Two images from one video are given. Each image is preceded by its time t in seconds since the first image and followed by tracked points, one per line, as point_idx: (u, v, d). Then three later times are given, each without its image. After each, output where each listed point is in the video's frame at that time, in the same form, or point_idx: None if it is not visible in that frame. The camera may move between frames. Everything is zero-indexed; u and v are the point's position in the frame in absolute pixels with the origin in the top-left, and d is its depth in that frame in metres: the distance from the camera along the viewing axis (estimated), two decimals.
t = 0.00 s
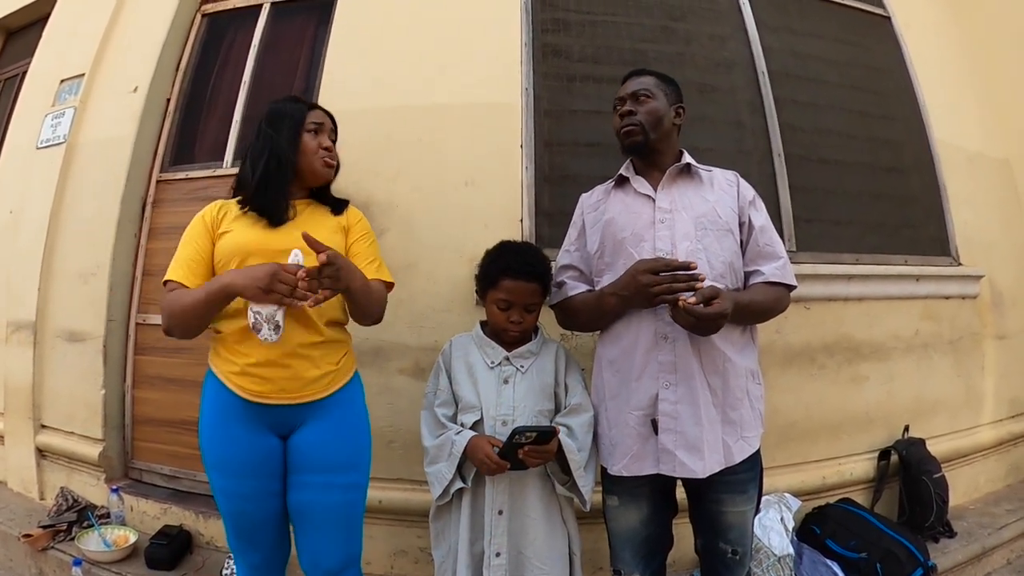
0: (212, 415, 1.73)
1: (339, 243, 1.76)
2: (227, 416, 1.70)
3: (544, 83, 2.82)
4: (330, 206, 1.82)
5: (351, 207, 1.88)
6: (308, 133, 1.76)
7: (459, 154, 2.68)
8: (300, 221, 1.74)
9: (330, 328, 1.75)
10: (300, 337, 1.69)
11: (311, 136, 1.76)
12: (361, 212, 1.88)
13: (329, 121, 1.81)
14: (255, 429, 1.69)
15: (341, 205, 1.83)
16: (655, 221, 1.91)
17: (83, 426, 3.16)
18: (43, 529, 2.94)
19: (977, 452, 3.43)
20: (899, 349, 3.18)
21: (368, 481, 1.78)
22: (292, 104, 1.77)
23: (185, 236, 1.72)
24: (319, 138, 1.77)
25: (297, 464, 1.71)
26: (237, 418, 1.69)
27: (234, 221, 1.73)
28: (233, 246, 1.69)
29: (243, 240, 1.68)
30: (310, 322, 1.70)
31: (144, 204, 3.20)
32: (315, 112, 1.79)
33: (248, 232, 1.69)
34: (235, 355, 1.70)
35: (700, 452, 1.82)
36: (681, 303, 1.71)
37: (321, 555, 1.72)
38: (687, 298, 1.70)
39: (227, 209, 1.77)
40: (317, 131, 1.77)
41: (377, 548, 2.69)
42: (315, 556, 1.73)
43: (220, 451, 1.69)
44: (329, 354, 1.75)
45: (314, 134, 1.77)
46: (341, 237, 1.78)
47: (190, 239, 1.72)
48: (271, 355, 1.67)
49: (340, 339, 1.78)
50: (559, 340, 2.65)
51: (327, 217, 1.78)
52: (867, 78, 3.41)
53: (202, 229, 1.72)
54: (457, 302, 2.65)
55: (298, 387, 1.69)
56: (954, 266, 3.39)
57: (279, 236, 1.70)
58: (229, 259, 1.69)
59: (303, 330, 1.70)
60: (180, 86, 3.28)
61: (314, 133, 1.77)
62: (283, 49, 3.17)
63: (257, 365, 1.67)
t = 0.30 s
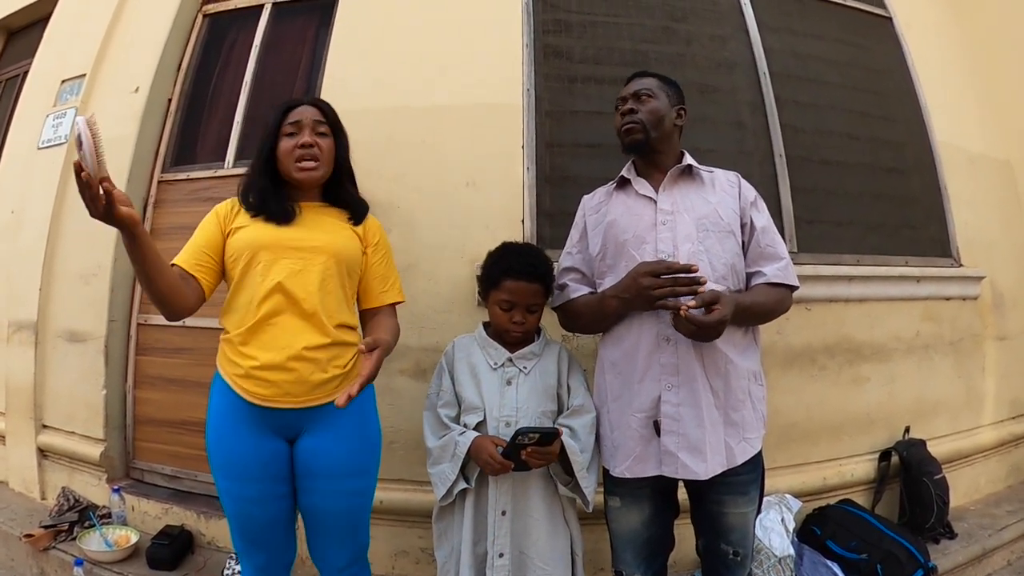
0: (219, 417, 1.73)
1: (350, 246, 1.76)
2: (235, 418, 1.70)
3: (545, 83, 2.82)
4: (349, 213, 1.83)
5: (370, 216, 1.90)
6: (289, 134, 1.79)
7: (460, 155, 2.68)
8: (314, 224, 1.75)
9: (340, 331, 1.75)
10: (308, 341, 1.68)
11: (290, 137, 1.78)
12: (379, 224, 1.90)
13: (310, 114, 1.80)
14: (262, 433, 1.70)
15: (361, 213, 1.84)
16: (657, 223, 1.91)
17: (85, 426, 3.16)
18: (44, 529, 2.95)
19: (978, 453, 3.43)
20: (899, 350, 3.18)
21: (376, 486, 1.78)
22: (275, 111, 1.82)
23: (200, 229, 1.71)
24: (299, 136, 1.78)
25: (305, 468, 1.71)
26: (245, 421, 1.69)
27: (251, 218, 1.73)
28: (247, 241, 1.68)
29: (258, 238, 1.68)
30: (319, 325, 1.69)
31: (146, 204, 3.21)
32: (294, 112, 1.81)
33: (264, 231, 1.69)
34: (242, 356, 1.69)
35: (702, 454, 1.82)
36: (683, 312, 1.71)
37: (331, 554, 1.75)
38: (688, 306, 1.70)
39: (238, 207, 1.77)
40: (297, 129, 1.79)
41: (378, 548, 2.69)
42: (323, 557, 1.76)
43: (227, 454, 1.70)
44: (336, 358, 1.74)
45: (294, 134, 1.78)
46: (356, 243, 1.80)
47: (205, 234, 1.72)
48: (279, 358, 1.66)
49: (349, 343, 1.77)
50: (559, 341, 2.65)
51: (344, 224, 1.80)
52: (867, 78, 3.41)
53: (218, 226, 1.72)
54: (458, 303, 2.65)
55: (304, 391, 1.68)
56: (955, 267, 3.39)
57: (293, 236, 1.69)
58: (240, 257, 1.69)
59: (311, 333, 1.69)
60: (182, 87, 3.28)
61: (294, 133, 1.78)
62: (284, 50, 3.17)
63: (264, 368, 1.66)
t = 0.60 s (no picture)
0: (223, 417, 1.74)
1: (352, 244, 1.75)
2: (240, 417, 1.70)
3: (545, 82, 2.82)
4: (348, 206, 1.82)
5: (368, 207, 1.87)
6: (294, 132, 1.73)
7: (460, 154, 2.68)
8: (310, 223, 1.73)
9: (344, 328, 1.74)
10: (314, 340, 1.68)
11: (296, 137, 1.73)
12: (378, 212, 1.87)
13: (315, 112, 1.76)
14: (265, 432, 1.70)
15: (359, 207, 1.82)
16: (658, 221, 1.91)
17: (85, 426, 3.16)
18: (44, 529, 2.95)
19: (977, 452, 3.43)
20: (899, 349, 3.18)
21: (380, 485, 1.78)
22: (273, 104, 1.74)
23: (199, 249, 1.76)
24: (305, 136, 1.74)
25: (309, 467, 1.72)
26: (249, 420, 1.70)
27: (246, 225, 1.72)
28: (245, 247, 1.68)
29: (253, 245, 1.68)
30: (321, 323, 1.68)
31: (145, 203, 3.20)
32: (298, 108, 1.75)
33: (258, 237, 1.69)
34: (246, 360, 1.70)
35: (704, 452, 1.81)
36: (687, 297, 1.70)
37: (331, 559, 1.74)
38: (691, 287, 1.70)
39: (232, 211, 1.77)
40: (303, 128, 1.74)
41: (379, 548, 2.69)
42: (324, 559, 1.74)
43: (231, 453, 1.70)
44: (341, 356, 1.73)
45: (300, 134, 1.74)
46: (355, 238, 1.78)
47: (205, 252, 1.76)
48: (282, 359, 1.66)
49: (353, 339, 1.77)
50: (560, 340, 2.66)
51: (341, 218, 1.78)
52: (867, 77, 3.41)
53: (215, 238, 1.75)
54: (458, 303, 2.65)
55: (310, 390, 1.68)
56: (955, 266, 3.40)
57: (289, 237, 1.68)
58: (239, 266, 1.70)
59: (316, 333, 1.68)
60: (181, 86, 3.28)
61: (299, 132, 1.74)
62: (284, 49, 3.17)
63: (269, 369, 1.66)
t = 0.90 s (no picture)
0: (223, 416, 1.74)
1: (341, 238, 1.71)
2: (238, 415, 1.71)
3: (545, 81, 2.83)
4: (346, 201, 1.80)
5: (369, 201, 1.85)
6: (287, 120, 1.79)
7: (460, 152, 2.68)
8: (304, 217, 1.73)
9: (332, 328, 1.71)
10: (296, 339, 1.66)
11: (287, 123, 1.78)
12: (378, 206, 1.84)
13: (311, 102, 1.81)
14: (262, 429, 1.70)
15: (356, 201, 1.80)
16: (659, 218, 1.91)
17: (83, 422, 3.16)
18: (42, 526, 2.94)
19: (975, 453, 3.44)
20: (898, 349, 3.18)
21: (376, 486, 1.77)
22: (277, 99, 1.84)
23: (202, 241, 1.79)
24: (296, 121, 1.78)
25: (302, 467, 1.70)
26: (246, 418, 1.70)
27: (241, 220, 1.76)
28: (239, 243, 1.71)
29: (246, 240, 1.70)
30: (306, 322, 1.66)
31: (144, 199, 3.20)
32: (295, 99, 1.82)
33: (252, 232, 1.71)
34: (237, 358, 1.72)
35: (705, 448, 1.81)
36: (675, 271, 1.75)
37: (330, 554, 1.74)
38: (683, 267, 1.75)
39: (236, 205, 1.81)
40: (295, 115, 1.79)
41: (377, 545, 2.69)
42: (322, 555, 1.75)
43: (230, 451, 1.70)
44: (329, 356, 1.71)
45: (292, 120, 1.79)
46: (349, 234, 1.75)
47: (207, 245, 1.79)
48: (267, 358, 1.66)
49: (343, 338, 1.73)
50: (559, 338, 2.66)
51: (336, 213, 1.76)
52: (867, 77, 3.41)
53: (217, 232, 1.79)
54: (457, 300, 2.65)
55: (293, 391, 1.67)
56: (954, 266, 3.40)
57: (279, 233, 1.68)
58: (234, 261, 1.72)
59: (301, 331, 1.67)
60: (181, 82, 3.27)
61: (292, 118, 1.79)
62: (284, 46, 3.17)
63: (255, 369, 1.67)
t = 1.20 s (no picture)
0: (214, 413, 1.74)
1: (347, 241, 1.71)
2: (230, 412, 1.70)
3: (542, 79, 2.82)
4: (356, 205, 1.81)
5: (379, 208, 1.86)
6: (317, 120, 1.82)
7: (457, 150, 2.68)
8: (313, 216, 1.73)
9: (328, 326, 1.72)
10: (291, 334, 1.67)
11: (316, 123, 1.81)
12: (387, 213, 1.85)
13: (343, 106, 1.84)
14: (253, 427, 1.69)
15: (366, 207, 1.81)
16: (658, 216, 1.91)
17: (79, 421, 3.15)
18: (38, 525, 2.94)
19: (972, 452, 3.44)
20: (895, 348, 3.19)
21: (366, 487, 1.76)
22: (309, 97, 1.86)
23: (209, 227, 1.79)
24: (326, 123, 1.80)
25: (291, 467, 1.69)
26: (238, 416, 1.70)
27: (249, 211, 1.76)
28: (245, 234, 1.71)
29: (251, 232, 1.69)
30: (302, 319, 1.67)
31: (140, 198, 3.19)
32: (327, 100, 1.84)
33: (259, 224, 1.70)
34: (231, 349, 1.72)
35: (702, 446, 1.81)
36: (668, 264, 1.75)
37: (315, 561, 1.73)
38: (677, 260, 1.74)
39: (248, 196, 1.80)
40: (326, 116, 1.82)
41: (373, 544, 2.69)
42: (309, 557, 1.73)
43: (221, 449, 1.70)
44: (322, 352, 1.71)
45: (322, 121, 1.81)
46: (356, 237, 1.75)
47: (213, 230, 1.79)
48: (262, 350, 1.67)
49: (338, 339, 1.74)
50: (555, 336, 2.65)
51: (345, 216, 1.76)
52: (865, 77, 3.41)
53: (226, 219, 1.79)
54: (454, 299, 2.65)
55: (285, 385, 1.68)
56: (951, 266, 3.40)
57: (285, 229, 1.68)
58: (237, 252, 1.72)
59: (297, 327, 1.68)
60: (177, 80, 3.26)
61: (322, 120, 1.81)
62: (281, 44, 3.17)
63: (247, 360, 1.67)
